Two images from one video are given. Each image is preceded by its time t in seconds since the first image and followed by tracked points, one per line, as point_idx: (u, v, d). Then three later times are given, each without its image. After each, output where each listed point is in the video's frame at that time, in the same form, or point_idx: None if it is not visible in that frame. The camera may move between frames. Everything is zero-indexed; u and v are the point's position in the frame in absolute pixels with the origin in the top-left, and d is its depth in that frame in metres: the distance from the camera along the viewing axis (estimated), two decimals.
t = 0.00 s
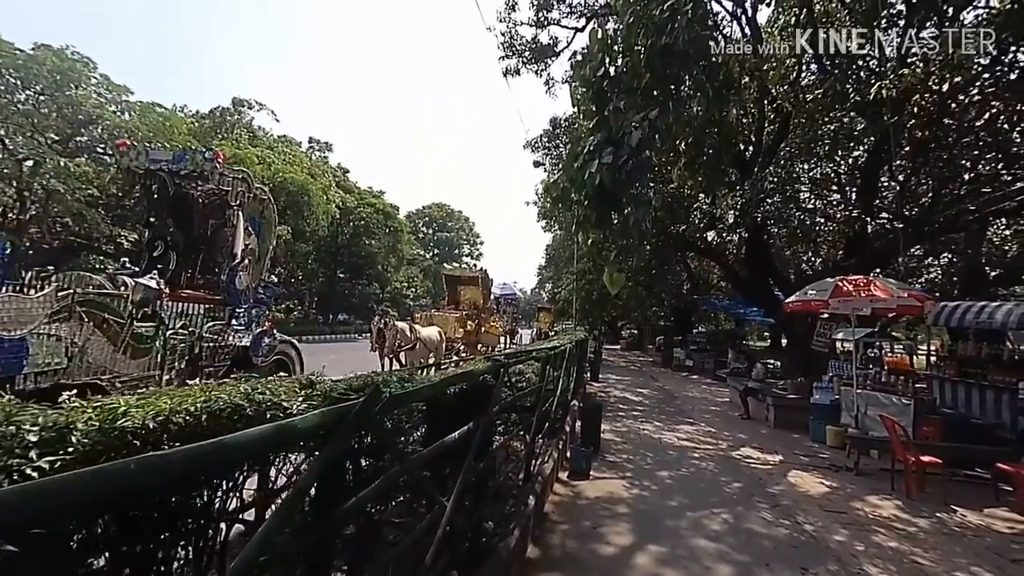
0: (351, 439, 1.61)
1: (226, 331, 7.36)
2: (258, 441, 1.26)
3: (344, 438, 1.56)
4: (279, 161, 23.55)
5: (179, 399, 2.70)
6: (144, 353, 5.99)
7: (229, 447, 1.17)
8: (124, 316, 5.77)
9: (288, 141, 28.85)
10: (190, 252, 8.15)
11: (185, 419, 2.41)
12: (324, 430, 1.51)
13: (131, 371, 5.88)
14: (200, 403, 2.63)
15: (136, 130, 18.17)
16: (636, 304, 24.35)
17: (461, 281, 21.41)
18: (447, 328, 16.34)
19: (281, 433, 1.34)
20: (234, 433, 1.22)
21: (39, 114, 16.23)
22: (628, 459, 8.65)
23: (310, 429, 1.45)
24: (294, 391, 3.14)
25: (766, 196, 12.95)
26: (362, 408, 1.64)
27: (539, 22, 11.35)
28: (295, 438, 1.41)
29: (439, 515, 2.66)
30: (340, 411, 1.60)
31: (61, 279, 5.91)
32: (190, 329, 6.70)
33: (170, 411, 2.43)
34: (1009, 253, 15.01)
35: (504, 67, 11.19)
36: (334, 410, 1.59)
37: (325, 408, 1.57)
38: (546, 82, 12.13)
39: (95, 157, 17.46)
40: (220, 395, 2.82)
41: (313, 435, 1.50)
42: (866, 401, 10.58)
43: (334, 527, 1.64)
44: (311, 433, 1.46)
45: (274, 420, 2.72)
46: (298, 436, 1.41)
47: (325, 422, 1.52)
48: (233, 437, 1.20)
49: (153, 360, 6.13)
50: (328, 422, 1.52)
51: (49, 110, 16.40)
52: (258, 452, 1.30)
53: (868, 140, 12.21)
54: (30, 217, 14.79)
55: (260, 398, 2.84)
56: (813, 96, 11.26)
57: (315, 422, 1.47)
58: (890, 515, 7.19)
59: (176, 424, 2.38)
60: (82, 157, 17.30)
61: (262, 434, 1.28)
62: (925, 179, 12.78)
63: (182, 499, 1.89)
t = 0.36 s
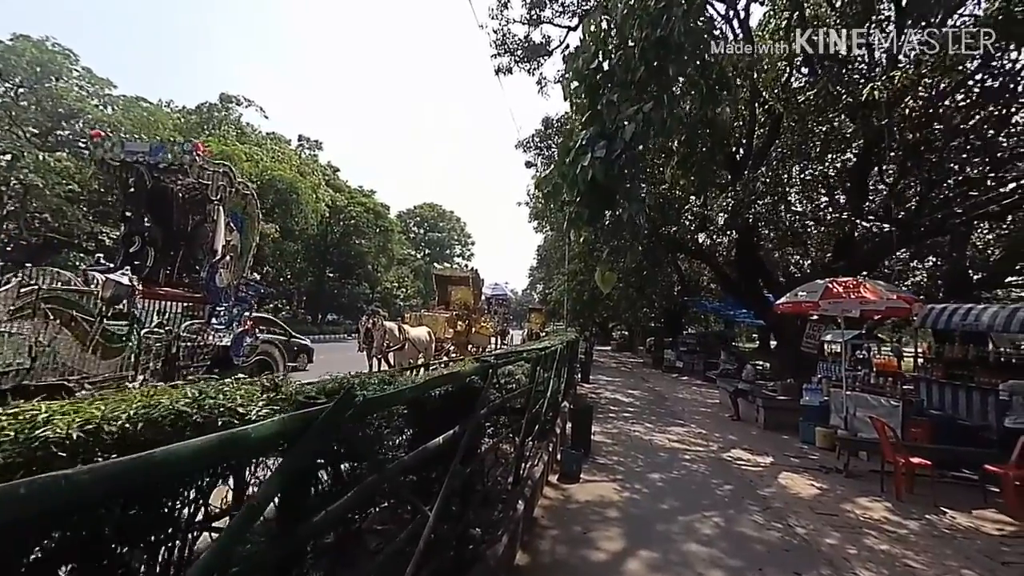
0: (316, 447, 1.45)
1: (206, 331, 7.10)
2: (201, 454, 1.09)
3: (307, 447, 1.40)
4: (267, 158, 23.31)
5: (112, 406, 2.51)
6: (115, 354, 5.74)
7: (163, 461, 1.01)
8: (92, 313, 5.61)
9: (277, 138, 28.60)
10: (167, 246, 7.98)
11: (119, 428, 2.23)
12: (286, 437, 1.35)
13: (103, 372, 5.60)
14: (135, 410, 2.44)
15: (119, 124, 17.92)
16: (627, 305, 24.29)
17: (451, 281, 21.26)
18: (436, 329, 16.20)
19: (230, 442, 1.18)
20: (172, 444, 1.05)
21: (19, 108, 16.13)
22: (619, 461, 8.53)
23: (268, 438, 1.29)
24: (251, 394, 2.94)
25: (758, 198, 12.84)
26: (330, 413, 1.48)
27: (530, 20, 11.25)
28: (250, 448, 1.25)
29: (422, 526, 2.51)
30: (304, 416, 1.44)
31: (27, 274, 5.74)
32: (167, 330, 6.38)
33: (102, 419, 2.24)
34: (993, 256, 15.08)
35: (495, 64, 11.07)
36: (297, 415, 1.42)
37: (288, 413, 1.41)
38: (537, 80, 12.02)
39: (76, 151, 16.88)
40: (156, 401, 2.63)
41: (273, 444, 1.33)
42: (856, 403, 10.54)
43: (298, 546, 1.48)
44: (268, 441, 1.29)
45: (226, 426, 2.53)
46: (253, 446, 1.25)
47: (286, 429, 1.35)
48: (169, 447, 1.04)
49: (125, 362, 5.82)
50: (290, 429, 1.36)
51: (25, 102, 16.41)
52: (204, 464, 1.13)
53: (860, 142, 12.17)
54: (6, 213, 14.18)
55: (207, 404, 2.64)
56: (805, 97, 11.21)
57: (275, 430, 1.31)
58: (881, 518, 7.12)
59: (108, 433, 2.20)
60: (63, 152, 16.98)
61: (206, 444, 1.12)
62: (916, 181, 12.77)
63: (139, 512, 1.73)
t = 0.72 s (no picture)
0: (278, 469, 1.26)
1: (189, 336, 6.69)
2: (137, 477, 0.89)
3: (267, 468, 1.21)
4: (260, 162, 23.16)
5: (37, 423, 2.24)
6: (90, 359, 5.59)
7: (92, 487, 0.80)
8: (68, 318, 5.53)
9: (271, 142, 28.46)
10: (154, 247, 7.80)
11: (43, 448, 1.98)
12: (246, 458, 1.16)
13: (75, 379, 5.46)
14: (59, 428, 2.15)
15: (108, 126, 17.73)
16: (622, 311, 24.20)
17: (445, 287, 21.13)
18: (430, 335, 16.05)
19: (174, 465, 0.97)
20: (98, 470, 0.85)
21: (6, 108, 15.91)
22: (614, 470, 8.40)
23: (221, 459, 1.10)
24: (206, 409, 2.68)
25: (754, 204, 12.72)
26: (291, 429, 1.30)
27: (526, 25, 11.15)
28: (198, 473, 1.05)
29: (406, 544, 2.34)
30: (263, 435, 1.25)
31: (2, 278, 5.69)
32: (146, 334, 5.97)
33: (21, 438, 2.01)
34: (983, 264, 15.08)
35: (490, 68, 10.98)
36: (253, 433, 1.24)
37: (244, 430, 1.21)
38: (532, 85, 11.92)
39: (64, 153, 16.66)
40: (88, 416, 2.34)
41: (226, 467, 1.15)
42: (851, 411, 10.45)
43: None
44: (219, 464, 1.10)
45: (171, 446, 2.25)
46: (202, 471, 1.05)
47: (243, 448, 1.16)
48: (90, 476, 0.83)
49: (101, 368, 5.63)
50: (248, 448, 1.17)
51: (13, 102, 16.21)
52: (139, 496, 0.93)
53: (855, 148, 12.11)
54: None
55: (153, 420, 2.37)
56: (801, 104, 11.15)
57: (228, 450, 1.11)
58: (880, 529, 7.00)
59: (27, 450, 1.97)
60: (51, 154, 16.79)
61: (141, 467, 0.91)
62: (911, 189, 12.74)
63: (87, 532, 1.58)
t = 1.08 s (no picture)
0: (241, 486, 1.14)
1: (173, 337, 6.48)
2: (64, 507, 0.77)
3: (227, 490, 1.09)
4: (250, 160, 22.94)
5: None
6: (67, 361, 5.22)
7: (3, 523, 0.68)
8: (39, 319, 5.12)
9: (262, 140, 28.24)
10: (134, 250, 7.03)
11: None
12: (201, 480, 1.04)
13: (50, 383, 5.10)
14: None
15: (92, 123, 17.50)
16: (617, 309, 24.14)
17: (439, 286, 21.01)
18: (423, 335, 15.95)
19: (110, 490, 0.85)
20: (15, 501, 0.74)
21: None
22: (609, 469, 8.30)
23: (171, 481, 0.98)
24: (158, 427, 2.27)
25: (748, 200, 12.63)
26: (257, 444, 1.18)
27: (519, 20, 11.04)
28: (143, 496, 0.93)
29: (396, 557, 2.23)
30: (225, 450, 1.13)
31: None
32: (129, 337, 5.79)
33: None
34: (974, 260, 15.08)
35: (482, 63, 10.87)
36: (213, 449, 1.12)
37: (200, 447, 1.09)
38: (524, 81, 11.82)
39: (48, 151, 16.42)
40: (10, 437, 1.96)
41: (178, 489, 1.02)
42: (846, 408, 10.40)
43: None
44: (169, 487, 0.98)
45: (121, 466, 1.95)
46: (147, 495, 0.93)
47: (199, 468, 1.04)
48: None
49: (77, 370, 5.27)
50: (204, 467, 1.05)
51: None
52: (67, 528, 0.80)
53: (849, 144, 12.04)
54: None
55: (98, 436, 2.04)
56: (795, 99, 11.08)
57: (179, 469, 0.99)
58: (877, 526, 6.94)
59: None
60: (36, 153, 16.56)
61: (69, 494, 0.79)
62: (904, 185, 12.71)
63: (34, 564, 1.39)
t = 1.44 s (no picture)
0: (193, 503, 1.00)
1: (157, 332, 6.40)
2: None
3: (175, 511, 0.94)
4: (242, 152, 22.70)
5: None
6: (41, 358, 5.14)
7: None
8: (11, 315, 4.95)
9: (255, 132, 27.98)
10: (120, 240, 6.86)
11: None
12: (140, 499, 0.88)
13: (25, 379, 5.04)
14: None
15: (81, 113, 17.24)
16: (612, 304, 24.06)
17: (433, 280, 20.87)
18: (417, 330, 15.84)
19: (19, 520, 0.71)
20: None
21: None
22: (603, 466, 8.22)
23: (100, 504, 0.83)
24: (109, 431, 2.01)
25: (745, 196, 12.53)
26: (211, 456, 1.03)
27: (515, 12, 10.89)
28: (61, 525, 0.78)
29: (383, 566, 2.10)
30: (173, 465, 0.98)
31: None
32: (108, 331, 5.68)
33: None
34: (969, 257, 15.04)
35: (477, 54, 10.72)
36: (155, 465, 0.96)
37: (139, 464, 0.94)
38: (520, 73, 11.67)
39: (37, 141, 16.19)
40: None
41: (111, 511, 0.87)
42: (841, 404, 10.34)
43: None
44: (97, 512, 0.82)
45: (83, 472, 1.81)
46: (70, 523, 0.79)
47: (138, 490, 0.88)
48: None
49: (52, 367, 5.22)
50: (150, 485, 0.90)
51: None
52: None
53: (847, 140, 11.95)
54: None
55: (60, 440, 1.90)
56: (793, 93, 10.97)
57: (111, 490, 0.84)
58: (874, 524, 6.87)
59: None
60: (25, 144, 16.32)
61: None
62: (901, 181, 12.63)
63: None
